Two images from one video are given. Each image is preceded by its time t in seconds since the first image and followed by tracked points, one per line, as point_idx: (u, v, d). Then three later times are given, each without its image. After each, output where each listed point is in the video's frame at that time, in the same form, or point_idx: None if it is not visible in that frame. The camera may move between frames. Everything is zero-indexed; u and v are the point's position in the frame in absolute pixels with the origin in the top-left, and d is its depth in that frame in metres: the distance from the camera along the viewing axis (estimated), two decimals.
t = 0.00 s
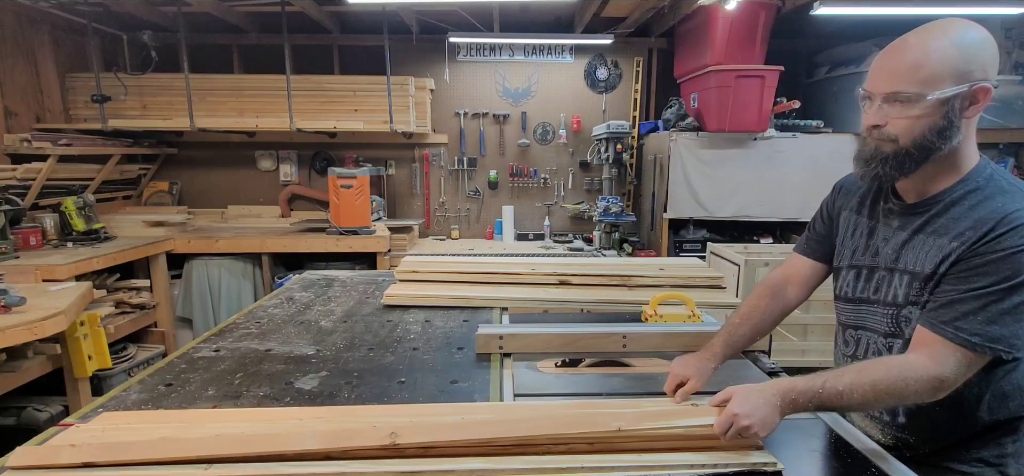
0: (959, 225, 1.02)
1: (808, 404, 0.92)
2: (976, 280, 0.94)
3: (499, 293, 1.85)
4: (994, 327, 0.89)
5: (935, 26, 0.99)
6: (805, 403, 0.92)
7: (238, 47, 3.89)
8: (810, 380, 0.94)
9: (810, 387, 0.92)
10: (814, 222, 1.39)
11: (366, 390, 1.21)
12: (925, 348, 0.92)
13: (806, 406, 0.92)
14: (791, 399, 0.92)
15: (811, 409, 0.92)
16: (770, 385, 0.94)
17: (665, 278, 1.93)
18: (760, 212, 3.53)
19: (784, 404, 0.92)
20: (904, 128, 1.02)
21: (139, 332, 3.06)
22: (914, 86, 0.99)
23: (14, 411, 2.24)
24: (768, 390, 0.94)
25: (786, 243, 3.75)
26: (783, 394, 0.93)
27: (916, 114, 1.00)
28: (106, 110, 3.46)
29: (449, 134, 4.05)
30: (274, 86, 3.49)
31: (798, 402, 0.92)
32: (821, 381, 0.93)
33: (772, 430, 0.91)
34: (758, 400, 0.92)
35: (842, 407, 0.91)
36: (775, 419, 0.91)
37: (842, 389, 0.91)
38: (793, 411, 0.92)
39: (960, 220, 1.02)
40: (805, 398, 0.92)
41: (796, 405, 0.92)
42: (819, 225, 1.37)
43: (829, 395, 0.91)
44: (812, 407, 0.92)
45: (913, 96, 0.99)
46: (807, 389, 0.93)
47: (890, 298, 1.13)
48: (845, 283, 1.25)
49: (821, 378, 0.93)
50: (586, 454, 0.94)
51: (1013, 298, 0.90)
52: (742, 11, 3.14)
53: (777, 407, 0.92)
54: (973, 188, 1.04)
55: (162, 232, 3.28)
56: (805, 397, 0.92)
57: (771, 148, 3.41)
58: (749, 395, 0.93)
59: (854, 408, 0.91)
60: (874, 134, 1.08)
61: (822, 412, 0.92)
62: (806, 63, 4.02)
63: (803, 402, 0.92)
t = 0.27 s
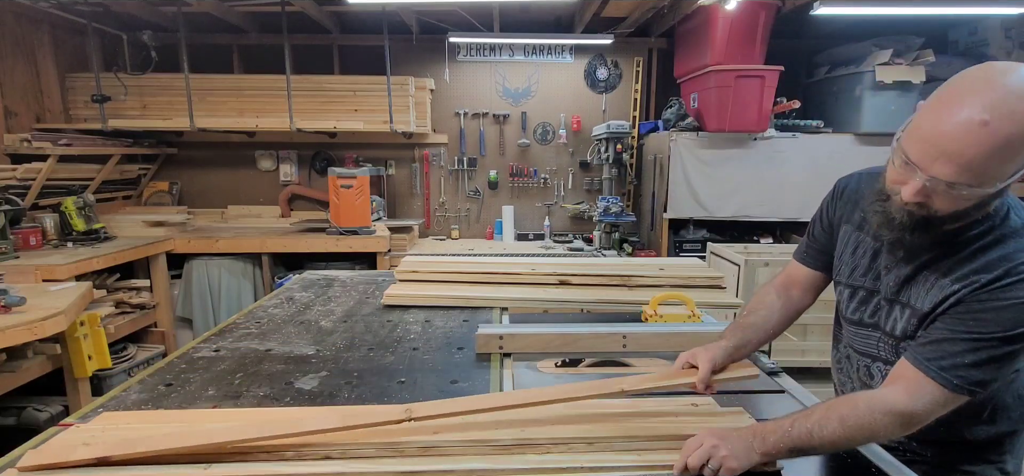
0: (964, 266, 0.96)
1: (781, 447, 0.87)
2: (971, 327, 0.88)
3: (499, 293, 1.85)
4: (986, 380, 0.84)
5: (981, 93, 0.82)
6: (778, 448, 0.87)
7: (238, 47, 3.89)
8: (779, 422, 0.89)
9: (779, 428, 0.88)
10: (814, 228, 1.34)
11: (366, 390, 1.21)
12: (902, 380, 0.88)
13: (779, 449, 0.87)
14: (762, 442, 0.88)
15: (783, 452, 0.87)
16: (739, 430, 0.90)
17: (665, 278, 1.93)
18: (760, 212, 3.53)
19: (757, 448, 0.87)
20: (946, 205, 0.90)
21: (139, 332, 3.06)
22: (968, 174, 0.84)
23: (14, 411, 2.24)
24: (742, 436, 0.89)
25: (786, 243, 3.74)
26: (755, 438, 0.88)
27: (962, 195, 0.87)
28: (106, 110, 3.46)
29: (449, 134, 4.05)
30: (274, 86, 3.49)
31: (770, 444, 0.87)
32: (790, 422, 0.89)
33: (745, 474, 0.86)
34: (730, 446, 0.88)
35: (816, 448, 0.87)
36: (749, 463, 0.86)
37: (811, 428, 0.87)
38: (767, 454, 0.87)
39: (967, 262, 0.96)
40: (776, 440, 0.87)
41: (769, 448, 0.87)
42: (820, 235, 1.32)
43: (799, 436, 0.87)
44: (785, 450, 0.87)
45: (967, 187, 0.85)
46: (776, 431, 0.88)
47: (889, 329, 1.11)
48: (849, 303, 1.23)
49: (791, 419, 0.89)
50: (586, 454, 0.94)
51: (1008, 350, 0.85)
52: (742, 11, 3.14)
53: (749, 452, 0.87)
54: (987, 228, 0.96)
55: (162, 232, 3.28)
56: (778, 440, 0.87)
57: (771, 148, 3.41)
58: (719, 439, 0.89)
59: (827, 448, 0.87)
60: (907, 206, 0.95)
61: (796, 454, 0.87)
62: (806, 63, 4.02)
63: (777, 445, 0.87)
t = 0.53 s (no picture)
0: (954, 262, 0.94)
1: (801, 462, 0.86)
2: (972, 324, 0.87)
3: (499, 293, 1.85)
4: (998, 379, 0.84)
5: (918, 63, 0.86)
6: (798, 461, 0.86)
7: (238, 47, 3.89)
8: (800, 435, 0.88)
9: (800, 442, 0.87)
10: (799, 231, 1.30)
11: (366, 390, 1.21)
12: (919, 391, 0.87)
13: (800, 464, 0.86)
14: (783, 456, 0.87)
15: (805, 466, 0.86)
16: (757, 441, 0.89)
17: (665, 278, 1.93)
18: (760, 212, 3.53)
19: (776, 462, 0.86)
20: (896, 179, 0.91)
21: (139, 332, 3.06)
22: (903, 136, 0.87)
23: (14, 411, 2.24)
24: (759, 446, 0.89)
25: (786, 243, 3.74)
26: (772, 450, 0.87)
27: (907, 165, 0.89)
28: (106, 110, 3.46)
29: (449, 134, 4.05)
30: (274, 87, 3.49)
31: (791, 459, 0.86)
32: (813, 435, 0.87)
33: None
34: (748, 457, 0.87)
35: (839, 463, 0.86)
36: None
37: (834, 443, 0.86)
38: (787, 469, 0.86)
39: (955, 257, 0.94)
40: (795, 454, 0.86)
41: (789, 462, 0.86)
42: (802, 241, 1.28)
43: (821, 450, 0.86)
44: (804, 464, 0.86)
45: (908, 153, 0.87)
46: (797, 445, 0.87)
47: (883, 332, 1.08)
48: (838, 310, 1.19)
49: (813, 432, 0.88)
50: (585, 454, 0.94)
51: (1011, 342, 0.84)
52: (742, 11, 3.14)
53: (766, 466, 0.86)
54: (967, 221, 0.96)
55: (162, 232, 3.28)
56: (800, 456, 0.86)
57: (771, 148, 3.41)
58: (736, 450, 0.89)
59: (850, 463, 0.86)
60: (861, 182, 0.96)
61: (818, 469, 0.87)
62: (806, 63, 4.02)
63: (797, 459, 0.86)
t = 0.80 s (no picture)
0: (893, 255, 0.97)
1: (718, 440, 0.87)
2: (891, 308, 0.88)
3: (499, 292, 1.85)
4: (910, 361, 0.85)
5: (844, 68, 0.95)
6: (713, 438, 0.88)
7: (238, 47, 3.89)
8: (715, 414, 0.90)
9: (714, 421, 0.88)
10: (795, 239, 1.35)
11: (366, 390, 1.21)
12: (828, 364, 0.88)
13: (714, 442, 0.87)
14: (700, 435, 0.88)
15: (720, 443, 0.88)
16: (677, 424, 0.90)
17: (665, 278, 1.93)
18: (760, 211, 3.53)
19: (693, 443, 0.88)
20: (829, 172, 0.97)
21: (139, 332, 3.06)
22: (825, 130, 0.94)
23: (14, 411, 2.24)
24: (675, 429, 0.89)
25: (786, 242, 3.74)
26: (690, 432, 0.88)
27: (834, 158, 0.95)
28: (106, 110, 3.46)
29: (449, 134, 4.05)
30: (273, 87, 3.49)
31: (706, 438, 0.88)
32: (726, 413, 0.89)
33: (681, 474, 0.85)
34: (667, 443, 0.88)
35: (751, 438, 0.88)
36: (683, 463, 0.86)
37: (745, 417, 0.87)
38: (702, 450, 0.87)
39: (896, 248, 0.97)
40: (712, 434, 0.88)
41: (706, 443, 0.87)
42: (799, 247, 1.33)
43: (733, 428, 0.87)
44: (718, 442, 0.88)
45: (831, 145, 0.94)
46: (713, 424, 0.88)
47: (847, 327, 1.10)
48: (827, 307, 1.19)
49: (725, 409, 0.89)
50: (585, 454, 0.94)
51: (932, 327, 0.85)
52: (742, 11, 3.14)
53: (683, 450, 0.87)
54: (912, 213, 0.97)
55: (162, 232, 3.28)
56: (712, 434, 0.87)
57: (771, 148, 3.41)
58: (654, 435, 0.89)
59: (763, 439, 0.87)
60: (802, 177, 1.03)
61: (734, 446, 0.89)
62: (806, 63, 4.02)
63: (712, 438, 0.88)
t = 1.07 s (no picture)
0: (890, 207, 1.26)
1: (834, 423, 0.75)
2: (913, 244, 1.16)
3: (499, 292, 1.85)
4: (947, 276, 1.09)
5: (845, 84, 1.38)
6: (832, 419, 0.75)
7: (238, 47, 3.89)
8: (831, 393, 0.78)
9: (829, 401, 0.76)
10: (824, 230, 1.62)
11: (366, 390, 1.21)
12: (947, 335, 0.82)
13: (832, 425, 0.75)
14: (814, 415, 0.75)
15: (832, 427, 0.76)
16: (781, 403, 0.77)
17: (665, 278, 1.93)
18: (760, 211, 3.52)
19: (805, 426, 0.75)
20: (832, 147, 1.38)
21: (139, 332, 3.06)
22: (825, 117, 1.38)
23: (14, 411, 2.24)
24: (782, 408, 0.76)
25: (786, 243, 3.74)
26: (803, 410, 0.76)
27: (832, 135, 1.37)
28: (106, 110, 3.46)
29: (449, 134, 4.05)
30: (274, 87, 3.49)
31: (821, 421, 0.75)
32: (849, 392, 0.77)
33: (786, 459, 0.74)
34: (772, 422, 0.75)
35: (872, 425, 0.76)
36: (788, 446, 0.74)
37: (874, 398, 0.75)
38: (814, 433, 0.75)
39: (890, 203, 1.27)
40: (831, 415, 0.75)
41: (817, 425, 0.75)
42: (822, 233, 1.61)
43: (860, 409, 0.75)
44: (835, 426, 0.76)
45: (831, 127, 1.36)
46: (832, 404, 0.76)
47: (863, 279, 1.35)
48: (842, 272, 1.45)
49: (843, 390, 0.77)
50: (585, 454, 0.94)
51: (941, 245, 1.11)
52: (742, 11, 3.14)
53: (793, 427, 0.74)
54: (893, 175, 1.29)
55: (162, 232, 3.28)
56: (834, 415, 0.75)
57: (771, 148, 3.41)
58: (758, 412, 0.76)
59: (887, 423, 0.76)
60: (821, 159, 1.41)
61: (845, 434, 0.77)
62: (806, 63, 4.02)
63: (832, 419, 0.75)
